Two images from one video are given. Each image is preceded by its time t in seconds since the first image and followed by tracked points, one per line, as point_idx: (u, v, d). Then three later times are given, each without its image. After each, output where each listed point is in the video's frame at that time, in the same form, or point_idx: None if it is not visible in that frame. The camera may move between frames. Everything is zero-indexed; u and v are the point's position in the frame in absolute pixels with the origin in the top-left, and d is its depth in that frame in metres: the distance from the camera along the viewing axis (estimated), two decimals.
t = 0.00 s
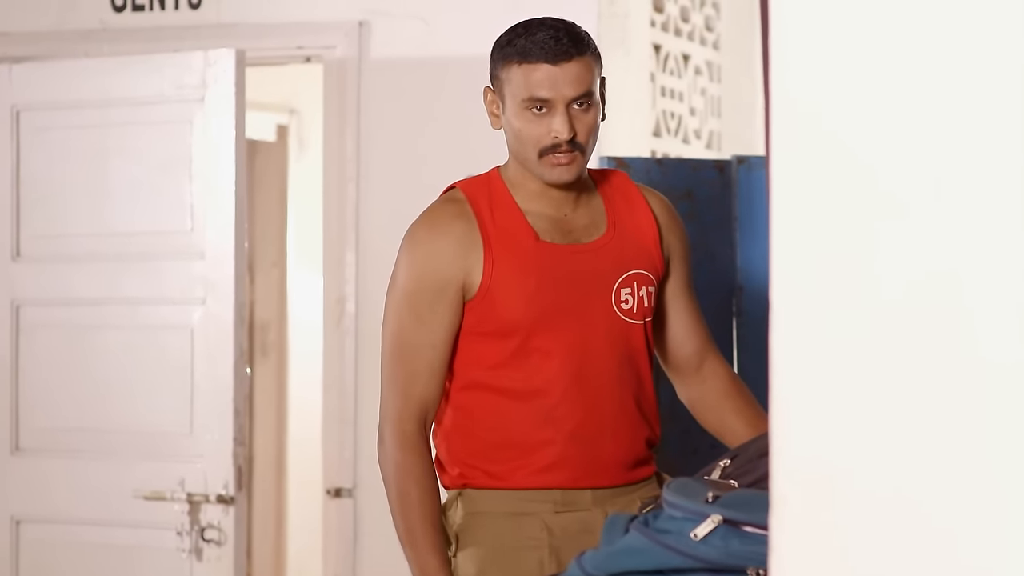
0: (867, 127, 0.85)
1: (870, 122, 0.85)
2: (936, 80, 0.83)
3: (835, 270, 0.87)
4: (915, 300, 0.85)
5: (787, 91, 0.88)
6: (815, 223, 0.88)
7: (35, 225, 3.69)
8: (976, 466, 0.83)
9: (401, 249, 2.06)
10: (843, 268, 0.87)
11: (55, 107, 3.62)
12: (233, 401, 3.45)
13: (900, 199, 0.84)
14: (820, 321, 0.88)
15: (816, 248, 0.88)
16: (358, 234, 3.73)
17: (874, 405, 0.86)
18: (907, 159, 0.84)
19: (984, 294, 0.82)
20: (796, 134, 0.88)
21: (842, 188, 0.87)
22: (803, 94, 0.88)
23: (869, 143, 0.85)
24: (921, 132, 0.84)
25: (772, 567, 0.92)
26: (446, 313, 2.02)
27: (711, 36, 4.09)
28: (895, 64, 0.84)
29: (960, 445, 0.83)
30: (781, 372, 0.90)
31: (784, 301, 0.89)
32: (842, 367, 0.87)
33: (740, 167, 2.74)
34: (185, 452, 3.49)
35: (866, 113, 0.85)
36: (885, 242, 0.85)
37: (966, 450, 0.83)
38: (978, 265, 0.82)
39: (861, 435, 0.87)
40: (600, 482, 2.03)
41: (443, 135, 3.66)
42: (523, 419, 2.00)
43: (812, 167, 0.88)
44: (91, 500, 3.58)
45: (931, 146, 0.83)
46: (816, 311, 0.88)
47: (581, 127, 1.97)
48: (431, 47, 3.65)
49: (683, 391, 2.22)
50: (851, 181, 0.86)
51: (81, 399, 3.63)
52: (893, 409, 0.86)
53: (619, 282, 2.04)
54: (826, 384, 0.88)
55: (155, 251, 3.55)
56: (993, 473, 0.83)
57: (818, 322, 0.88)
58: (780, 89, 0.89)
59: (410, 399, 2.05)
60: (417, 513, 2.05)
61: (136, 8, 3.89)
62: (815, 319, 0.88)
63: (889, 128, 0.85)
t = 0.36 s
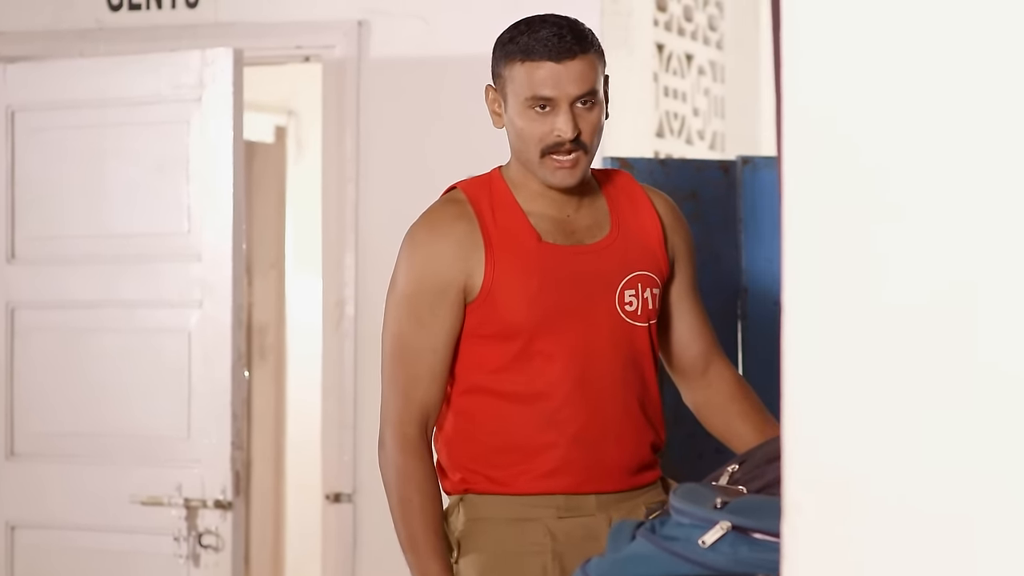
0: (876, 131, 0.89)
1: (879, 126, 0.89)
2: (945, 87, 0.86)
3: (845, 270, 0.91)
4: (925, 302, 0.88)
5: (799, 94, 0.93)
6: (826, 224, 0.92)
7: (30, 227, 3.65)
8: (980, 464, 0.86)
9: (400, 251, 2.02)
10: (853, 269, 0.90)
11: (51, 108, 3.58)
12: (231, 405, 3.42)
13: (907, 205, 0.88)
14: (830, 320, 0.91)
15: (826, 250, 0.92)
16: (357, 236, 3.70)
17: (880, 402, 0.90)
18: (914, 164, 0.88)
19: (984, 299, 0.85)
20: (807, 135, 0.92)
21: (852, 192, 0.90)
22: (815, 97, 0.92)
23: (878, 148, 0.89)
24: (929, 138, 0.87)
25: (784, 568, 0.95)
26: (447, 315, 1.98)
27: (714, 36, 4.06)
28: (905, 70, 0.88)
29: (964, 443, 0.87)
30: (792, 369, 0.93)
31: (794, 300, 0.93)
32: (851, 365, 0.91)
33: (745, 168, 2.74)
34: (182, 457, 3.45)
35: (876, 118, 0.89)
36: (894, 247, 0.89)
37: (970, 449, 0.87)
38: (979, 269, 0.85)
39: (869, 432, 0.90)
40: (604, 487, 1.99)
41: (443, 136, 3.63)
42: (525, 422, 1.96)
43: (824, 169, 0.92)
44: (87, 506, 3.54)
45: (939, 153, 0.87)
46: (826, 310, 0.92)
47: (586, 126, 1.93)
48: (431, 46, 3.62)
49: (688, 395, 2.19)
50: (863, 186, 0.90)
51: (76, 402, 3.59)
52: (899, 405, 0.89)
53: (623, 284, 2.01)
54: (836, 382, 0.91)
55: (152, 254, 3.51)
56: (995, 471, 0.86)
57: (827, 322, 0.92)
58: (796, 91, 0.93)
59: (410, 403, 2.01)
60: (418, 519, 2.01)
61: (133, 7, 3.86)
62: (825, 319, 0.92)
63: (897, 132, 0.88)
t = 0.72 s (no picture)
0: (893, 120, 0.78)
1: (897, 113, 0.78)
2: (965, 66, 0.75)
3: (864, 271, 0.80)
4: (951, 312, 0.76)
5: (809, 78, 0.82)
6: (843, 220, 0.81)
7: (21, 229, 3.61)
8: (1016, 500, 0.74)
9: (398, 252, 1.98)
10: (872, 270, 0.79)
11: (43, 108, 3.55)
12: (226, 409, 3.38)
13: (931, 196, 0.76)
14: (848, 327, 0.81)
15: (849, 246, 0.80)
16: (354, 239, 3.66)
17: (900, 424, 0.79)
18: (930, 158, 0.76)
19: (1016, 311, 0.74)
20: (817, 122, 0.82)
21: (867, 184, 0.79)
22: (827, 80, 0.81)
23: (900, 133, 0.77)
24: (955, 123, 0.75)
25: None
26: (446, 318, 1.94)
27: (716, 36, 4.05)
28: (922, 49, 0.76)
29: (998, 479, 0.75)
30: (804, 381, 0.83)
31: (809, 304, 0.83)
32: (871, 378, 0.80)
33: (747, 169, 2.69)
34: (176, 463, 3.41)
35: (893, 102, 0.78)
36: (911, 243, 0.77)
37: (1003, 485, 0.75)
38: (1007, 272, 0.74)
39: (892, 454, 0.79)
40: (604, 493, 1.95)
41: (441, 136, 3.59)
42: (525, 427, 1.93)
43: (834, 160, 0.81)
44: (79, 512, 3.50)
45: (964, 142, 0.75)
46: (842, 316, 0.81)
47: (587, 124, 1.90)
48: (429, 45, 3.59)
49: (690, 399, 2.14)
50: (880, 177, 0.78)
51: (69, 406, 3.55)
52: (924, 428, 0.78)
53: (624, 287, 1.97)
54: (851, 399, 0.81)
55: (146, 257, 3.47)
56: None
57: (843, 328, 0.81)
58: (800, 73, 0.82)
59: (407, 408, 1.96)
60: (416, 527, 1.97)
61: (126, 7, 3.82)
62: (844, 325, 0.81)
63: (915, 119, 0.77)
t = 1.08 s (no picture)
0: (909, 129, 0.77)
1: (913, 122, 0.77)
2: (975, 74, 0.75)
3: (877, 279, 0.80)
4: (963, 321, 0.76)
5: (824, 85, 0.81)
6: (856, 228, 0.80)
7: (16, 236, 3.57)
8: None
9: (398, 258, 1.94)
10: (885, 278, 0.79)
11: (38, 114, 3.51)
12: (224, 419, 3.34)
13: (943, 203, 0.76)
14: (861, 336, 0.80)
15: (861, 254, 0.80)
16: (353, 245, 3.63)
17: (910, 417, 0.78)
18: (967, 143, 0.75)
19: None
20: (829, 121, 0.81)
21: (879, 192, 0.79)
22: (840, 87, 0.80)
23: (911, 141, 0.77)
24: (966, 133, 0.75)
25: None
26: (446, 326, 1.90)
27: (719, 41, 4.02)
28: (947, 52, 0.76)
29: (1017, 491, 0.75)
30: (817, 388, 0.83)
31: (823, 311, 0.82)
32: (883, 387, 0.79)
33: (752, 174, 2.65)
34: (173, 473, 3.37)
35: (908, 112, 0.77)
36: (923, 252, 0.77)
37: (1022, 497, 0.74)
38: None
39: (905, 462, 0.79)
40: (607, 505, 1.91)
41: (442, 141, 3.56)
42: (527, 438, 1.89)
43: (845, 170, 0.81)
44: (74, 522, 3.46)
45: (982, 152, 0.75)
46: (855, 324, 0.81)
47: (591, 128, 1.86)
48: (430, 48, 3.55)
49: (695, 409, 2.11)
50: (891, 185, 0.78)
51: (65, 416, 3.51)
52: (936, 437, 0.77)
53: (627, 295, 1.93)
54: (863, 407, 0.80)
55: (143, 263, 3.43)
56: None
57: (856, 336, 0.81)
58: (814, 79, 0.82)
59: (408, 417, 1.92)
60: (417, 539, 1.93)
61: (122, 10, 3.78)
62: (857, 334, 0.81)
63: (932, 129, 0.76)
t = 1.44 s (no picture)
0: (929, 129, 0.75)
1: (932, 122, 0.75)
2: None
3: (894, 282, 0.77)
4: (981, 325, 0.74)
5: (840, 84, 0.79)
6: (872, 229, 0.78)
7: (11, 244, 3.53)
8: None
9: (398, 264, 1.89)
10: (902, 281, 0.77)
11: (34, 120, 3.47)
12: (222, 428, 3.30)
13: (962, 205, 0.74)
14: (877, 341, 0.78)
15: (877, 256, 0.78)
16: (354, 253, 3.59)
17: (927, 425, 0.76)
18: (987, 144, 0.73)
19: None
20: (844, 120, 0.79)
21: (895, 193, 0.77)
22: (858, 86, 0.78)
23: (928, 141, 0.75)
24: None
25: None
26: (448, 333, 1.86)
27: (724, 46, 3.98)
28: (966, 50, 0.74)
29: None
30: (833, 394, 0.80)
31: (837, 315, 0.80)
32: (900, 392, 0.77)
33: (758, 180, 2.64)
34: (171, 483, 3.33)
35: (927, 111, 0.75)
36: (941, 254, 0.75)
37: None
38: None
39: (923, 470, 0.77)
40: (612, 515, 1.87)
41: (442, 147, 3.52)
42: (531, 447, 1.85)
43: (863, 169, 0.78)
44: (72, 534, 3.42)
45: (1004, 154, 0.73)
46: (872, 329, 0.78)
47: (597, 134, 1.82)
48: (431, 53, 3.52)
49: (702, 417, 2.07)
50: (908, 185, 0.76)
51: (62, 425, 3.46)
52: (954, 444, 0.75)
53: (634, 302, 1.89)
54: (880, 414, 0.78)
55: (141, 271, 3.39)
56: None
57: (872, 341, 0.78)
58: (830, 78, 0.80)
59: (408, 427, 1.87)
60: (417, 551, 1.87)
61: (119, 14, 3.76)
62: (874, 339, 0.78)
63: (951, 129, 0.74)
